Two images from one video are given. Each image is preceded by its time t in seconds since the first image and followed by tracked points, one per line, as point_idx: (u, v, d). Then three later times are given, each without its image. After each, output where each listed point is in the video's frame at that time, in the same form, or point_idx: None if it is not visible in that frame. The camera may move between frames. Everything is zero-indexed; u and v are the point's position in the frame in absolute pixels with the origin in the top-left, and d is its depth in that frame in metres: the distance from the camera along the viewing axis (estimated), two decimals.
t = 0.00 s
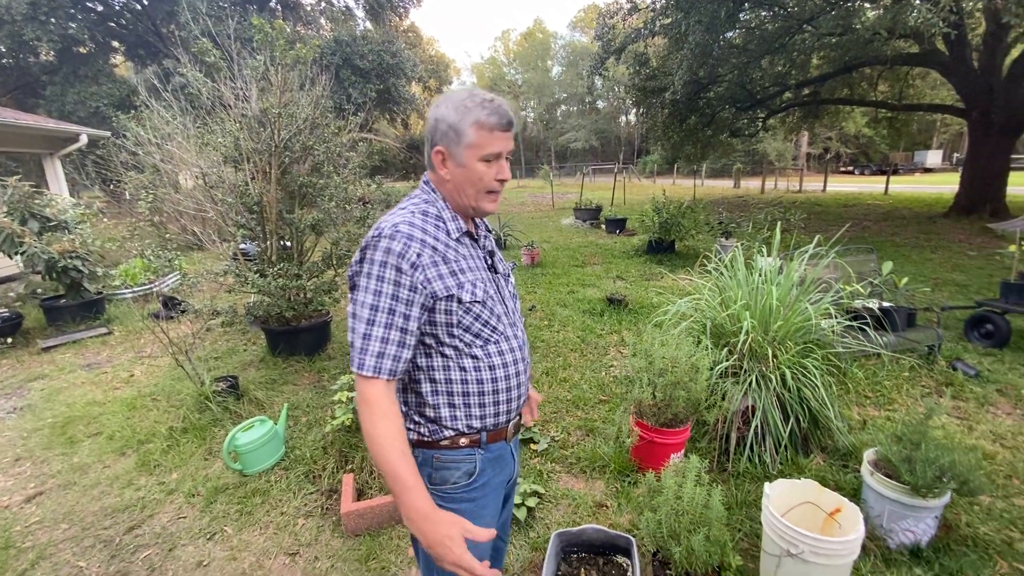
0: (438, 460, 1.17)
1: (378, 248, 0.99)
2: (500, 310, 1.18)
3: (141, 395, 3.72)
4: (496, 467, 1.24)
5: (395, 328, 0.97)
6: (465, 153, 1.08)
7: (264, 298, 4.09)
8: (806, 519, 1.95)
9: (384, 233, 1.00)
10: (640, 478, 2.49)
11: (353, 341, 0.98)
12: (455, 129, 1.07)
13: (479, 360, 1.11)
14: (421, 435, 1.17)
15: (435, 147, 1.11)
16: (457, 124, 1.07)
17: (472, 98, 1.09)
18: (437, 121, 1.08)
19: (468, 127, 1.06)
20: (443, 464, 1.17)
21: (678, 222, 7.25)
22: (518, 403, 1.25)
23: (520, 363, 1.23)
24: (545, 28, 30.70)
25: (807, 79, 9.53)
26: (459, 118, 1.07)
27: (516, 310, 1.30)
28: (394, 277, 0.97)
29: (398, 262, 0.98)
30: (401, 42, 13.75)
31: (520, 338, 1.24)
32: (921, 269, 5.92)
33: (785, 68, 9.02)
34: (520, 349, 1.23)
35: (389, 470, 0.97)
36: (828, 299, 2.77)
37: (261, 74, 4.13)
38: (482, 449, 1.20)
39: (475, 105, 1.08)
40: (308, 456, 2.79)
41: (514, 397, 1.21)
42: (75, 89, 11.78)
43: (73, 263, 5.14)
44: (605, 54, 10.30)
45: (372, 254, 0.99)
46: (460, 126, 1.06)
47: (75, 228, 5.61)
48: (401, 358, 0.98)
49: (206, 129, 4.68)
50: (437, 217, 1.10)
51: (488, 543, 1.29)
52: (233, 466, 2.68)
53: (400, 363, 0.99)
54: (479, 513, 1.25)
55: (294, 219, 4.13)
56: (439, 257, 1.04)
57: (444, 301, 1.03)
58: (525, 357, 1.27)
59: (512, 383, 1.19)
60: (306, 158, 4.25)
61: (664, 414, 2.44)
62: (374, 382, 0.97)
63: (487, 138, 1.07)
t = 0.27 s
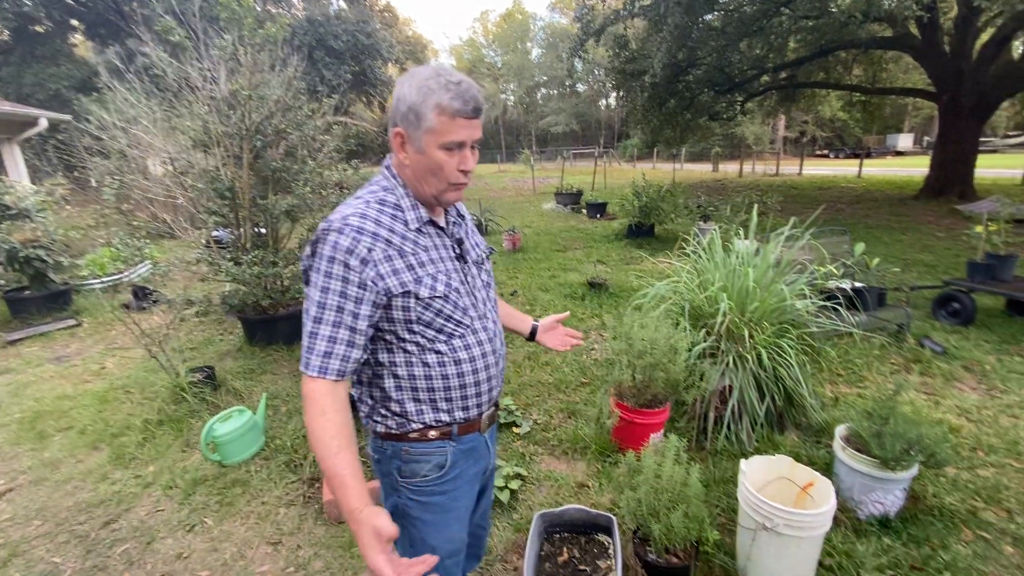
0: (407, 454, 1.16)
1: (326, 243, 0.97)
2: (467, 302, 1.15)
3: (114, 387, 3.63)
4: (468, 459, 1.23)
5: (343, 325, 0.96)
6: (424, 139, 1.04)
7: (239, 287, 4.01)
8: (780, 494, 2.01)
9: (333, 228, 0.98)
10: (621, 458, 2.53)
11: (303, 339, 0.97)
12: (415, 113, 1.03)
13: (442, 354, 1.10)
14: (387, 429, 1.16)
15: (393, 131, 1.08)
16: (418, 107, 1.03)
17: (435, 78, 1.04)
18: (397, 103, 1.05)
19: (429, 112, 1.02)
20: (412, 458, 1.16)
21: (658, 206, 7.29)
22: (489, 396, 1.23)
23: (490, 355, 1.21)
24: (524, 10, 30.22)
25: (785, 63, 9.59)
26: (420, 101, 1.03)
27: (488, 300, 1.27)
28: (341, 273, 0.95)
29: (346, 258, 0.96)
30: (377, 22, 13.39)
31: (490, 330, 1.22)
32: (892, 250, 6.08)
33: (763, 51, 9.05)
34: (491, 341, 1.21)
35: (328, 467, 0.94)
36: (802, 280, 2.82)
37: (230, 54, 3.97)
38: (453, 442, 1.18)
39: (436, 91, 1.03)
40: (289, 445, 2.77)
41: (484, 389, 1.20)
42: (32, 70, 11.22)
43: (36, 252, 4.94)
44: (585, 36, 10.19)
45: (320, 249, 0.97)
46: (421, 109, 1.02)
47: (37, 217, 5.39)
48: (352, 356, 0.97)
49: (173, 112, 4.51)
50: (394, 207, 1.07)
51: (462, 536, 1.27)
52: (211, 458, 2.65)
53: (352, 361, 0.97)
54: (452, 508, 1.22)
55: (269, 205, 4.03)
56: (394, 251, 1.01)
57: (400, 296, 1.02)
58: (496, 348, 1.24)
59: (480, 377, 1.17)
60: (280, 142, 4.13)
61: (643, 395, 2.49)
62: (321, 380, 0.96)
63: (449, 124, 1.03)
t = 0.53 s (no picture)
0: (371, 453, 1.13)
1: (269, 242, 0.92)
2: (432, 295, 1.10)
3: (84, 380, 3.52)
4: (437, 457, 1.20)
5: (290, 330, 0.92)
6: (378, 107, 1.00)
7: (213, 275, 3.91)
8: (758, 469, 2.05)
9: (275, 224, 0.93)
10: (601, 439, 2.56)
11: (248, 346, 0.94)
12: (367, 80, 0.98)
13: (405, 354, 1.06)
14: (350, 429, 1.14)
15: (342, 102, 1.02)
16: (369, 73, 0.98)
17: (387, 39, 1.00)
18: (346, 71, 0.99)
19: (383, 76, 0.98)
20: (376, 457, 1.13)
21: (638, 189, 7.31)
22: (459, 393, 1.19)
23: (458, 350, 1.17)
24: None
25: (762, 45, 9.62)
26: (371, 65, 0.99)
27: (457, 292, 1.22)
28: (285, 275, 0.91)
29: (290, 257, 0.91)
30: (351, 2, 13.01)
31: (458, 323, 1.17)
32: (865, 231, 6.22)
33: (742, 33, 9.06)
34: (459, 336, 1.16)
35: (275, 493, 0.96)
36: (778, 260, 2.86)
37: (195, 33, 3.80)
38: (421, 440, 1.15)
39: (389, 50, 0.99)
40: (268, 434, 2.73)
41: (453, 388, 1.17)
42: None
43: None
44: (564, 17, 10.06)
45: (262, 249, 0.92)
46: (372, 73, 0.98)
47: None
48: (301, 362, 0.94)
49: (137, 94, 4.33)
50: (346, 197, 1.01)
51: (430, 534, 1.23)
52: (187, 449, 2.60)
53: (301, 366, 0.94)
54: (419, 506, 1.19)
55: (240, 191, 3.92)
56: (344, 247, 0.96)
57: (353, 296, 0.97)
58: (465, 341, 1.20)
59: (448, 374, 1.14)
60: (251, 126, 3.97)
61: (622, 375, 2.52)
62: (269, 391, 0.93)
63: (405, 89, 0.99)
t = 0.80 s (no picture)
0: (326, 460, 1.10)
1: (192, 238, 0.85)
2: (388, 295, 1.04)
3: (48, 374, 3.40)
4: (399, 460, 1.18)
5: (220, 334, 0.87)
6: (341, 70, 0.94)
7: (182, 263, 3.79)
8: (732, 444, 2.09)
9: (202, 214, 0.85)
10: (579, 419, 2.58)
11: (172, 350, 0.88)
12: (327, 39, 0.92)
13: (358, 359, 1.02)
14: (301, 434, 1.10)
15: (295, 62, 0.94)
16: (332, 32, 0.92)
17: None
18: (302, 26, 0.92)
19: (349, 38, 0.93)
20: (332, 464, 1.10)
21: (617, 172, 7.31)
22: (418, 396, 1.15)
23: (420, 350, 1.12)
24: None
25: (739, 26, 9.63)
26: (333, 23, 0.92)
27: (417, 288, 1.17)
28: (213, 274, 0.85)
29: (218, 254, 0.85)
30: None
31: (419, 322, 1.13)
32: (837, 211, 6.34)
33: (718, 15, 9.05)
34: (420, 336, 1.12)
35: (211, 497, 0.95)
36: (752, 240, 2.90)
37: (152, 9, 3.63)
38: (381, 443, 1.13)
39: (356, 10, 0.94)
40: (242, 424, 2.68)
41: (414, 390, 1.13)
42: None
43: None
44: None
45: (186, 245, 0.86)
46: (336, 32, 0.92)
47: None
48: (234, 368, 0.89)
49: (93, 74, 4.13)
50: (286, 186, 0.94)
51: (392, 538, 1.22)
52: (158, 441, 2.53)
53: (235, 372, 0.89)
54: (380, 512, 1.18)
55: (206, 175, 3.78)
56: (284, 241, 0.90)
57: (296, 298, 0.92)
58: (426, 339, 1.15)
59: (408, 376, 1.10)
60: (216, 107, 3.93)
61: (599, 356, 2.53)
62: (199, 398, 0.89)
63: (372, 53, 0.95)
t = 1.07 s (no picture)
0: (289, 467, 1.05)
1: (131, 232, 0.75)
2: (352, 288, 1.00)
3: (8, 369, 3.28)
4: (367, 459, 1.15)
5: (169, 343, 0.77)
6: (327, 44, 0.89)
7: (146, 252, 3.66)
8: (704, 422, 2.12)
9: (144, 206, 0.76)
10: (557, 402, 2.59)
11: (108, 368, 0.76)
12: (313, 11, 0.87)
13: (323, 357, 0.97)
14: (261, 443, 1.04)
15: (271, 33, 0.87)
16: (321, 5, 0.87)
17: None
18: None
19: (338, 13, 0.88)
20: (296, 471, 1.05)
21: (595, 156, 7.30)
22: (382, 392, 1.13)
23: (384, 345, 1.09)
24: None
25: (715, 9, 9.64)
26: None
27: (377, 282, 1.13)
28: (158, 272, 0.75)
29: (165, 250, 0.76)
30: None
31: (383, 316, 1.09)
32: (810, 193, 6.45)
33: None
34: (384, 330, 1.09)
35: (177, 548, 0.81)
36: (725, 221, 2.92)
37: None
38: (347, 444, 1.09)
39: None
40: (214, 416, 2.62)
41: (379, 386, 1.11)
42: None
43: None
44: None
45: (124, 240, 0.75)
46: (325, 5, 0.87)
47: None
48: (188, 382, 0.79)
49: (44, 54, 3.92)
50: (238, 174, 0.87)
51: (364, 537, 1.20)
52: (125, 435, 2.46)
53: (190, 388, 0.80)
54: (350, 513, 1.15)
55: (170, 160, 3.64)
56: (241, 233, 0.84)
57: (258, 296, 0.85)
58: (390, 334, 1.13)
59: (374, 370, 1.07)
60: (179, 89, 3.80)
61: (576, 339, 2.54)
62: (147, 423, 0.78)
63: (358, 29, 0.91)
